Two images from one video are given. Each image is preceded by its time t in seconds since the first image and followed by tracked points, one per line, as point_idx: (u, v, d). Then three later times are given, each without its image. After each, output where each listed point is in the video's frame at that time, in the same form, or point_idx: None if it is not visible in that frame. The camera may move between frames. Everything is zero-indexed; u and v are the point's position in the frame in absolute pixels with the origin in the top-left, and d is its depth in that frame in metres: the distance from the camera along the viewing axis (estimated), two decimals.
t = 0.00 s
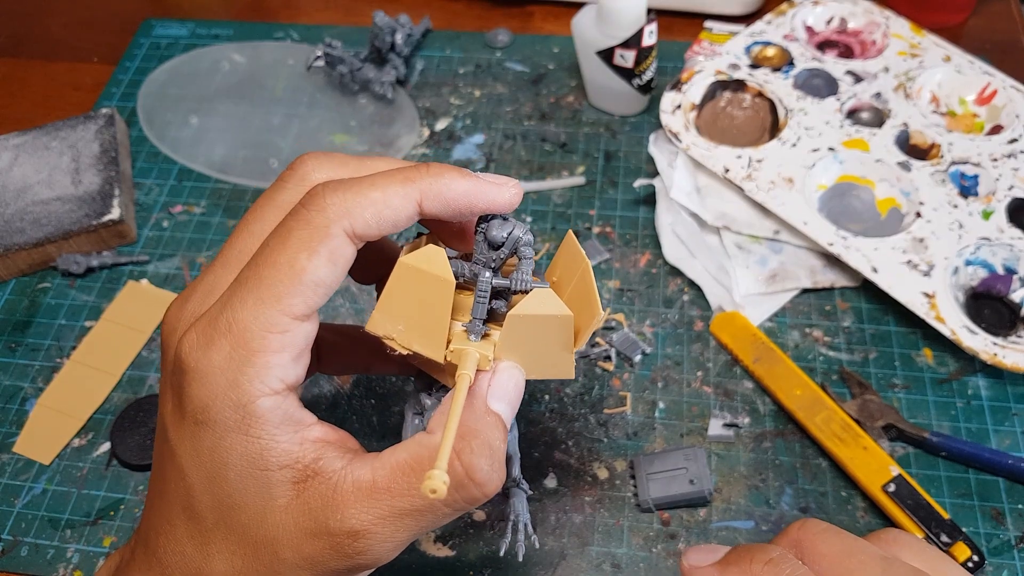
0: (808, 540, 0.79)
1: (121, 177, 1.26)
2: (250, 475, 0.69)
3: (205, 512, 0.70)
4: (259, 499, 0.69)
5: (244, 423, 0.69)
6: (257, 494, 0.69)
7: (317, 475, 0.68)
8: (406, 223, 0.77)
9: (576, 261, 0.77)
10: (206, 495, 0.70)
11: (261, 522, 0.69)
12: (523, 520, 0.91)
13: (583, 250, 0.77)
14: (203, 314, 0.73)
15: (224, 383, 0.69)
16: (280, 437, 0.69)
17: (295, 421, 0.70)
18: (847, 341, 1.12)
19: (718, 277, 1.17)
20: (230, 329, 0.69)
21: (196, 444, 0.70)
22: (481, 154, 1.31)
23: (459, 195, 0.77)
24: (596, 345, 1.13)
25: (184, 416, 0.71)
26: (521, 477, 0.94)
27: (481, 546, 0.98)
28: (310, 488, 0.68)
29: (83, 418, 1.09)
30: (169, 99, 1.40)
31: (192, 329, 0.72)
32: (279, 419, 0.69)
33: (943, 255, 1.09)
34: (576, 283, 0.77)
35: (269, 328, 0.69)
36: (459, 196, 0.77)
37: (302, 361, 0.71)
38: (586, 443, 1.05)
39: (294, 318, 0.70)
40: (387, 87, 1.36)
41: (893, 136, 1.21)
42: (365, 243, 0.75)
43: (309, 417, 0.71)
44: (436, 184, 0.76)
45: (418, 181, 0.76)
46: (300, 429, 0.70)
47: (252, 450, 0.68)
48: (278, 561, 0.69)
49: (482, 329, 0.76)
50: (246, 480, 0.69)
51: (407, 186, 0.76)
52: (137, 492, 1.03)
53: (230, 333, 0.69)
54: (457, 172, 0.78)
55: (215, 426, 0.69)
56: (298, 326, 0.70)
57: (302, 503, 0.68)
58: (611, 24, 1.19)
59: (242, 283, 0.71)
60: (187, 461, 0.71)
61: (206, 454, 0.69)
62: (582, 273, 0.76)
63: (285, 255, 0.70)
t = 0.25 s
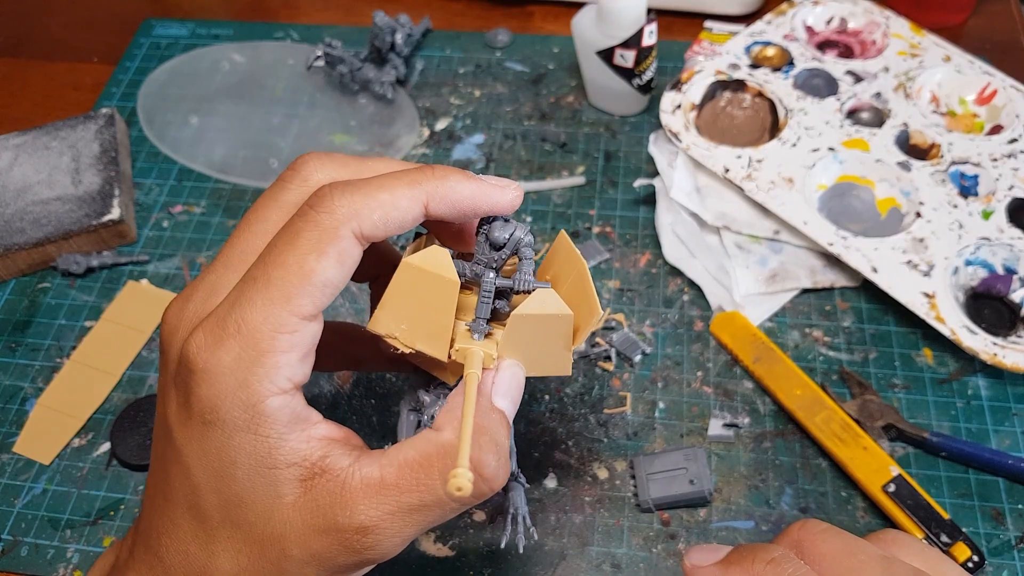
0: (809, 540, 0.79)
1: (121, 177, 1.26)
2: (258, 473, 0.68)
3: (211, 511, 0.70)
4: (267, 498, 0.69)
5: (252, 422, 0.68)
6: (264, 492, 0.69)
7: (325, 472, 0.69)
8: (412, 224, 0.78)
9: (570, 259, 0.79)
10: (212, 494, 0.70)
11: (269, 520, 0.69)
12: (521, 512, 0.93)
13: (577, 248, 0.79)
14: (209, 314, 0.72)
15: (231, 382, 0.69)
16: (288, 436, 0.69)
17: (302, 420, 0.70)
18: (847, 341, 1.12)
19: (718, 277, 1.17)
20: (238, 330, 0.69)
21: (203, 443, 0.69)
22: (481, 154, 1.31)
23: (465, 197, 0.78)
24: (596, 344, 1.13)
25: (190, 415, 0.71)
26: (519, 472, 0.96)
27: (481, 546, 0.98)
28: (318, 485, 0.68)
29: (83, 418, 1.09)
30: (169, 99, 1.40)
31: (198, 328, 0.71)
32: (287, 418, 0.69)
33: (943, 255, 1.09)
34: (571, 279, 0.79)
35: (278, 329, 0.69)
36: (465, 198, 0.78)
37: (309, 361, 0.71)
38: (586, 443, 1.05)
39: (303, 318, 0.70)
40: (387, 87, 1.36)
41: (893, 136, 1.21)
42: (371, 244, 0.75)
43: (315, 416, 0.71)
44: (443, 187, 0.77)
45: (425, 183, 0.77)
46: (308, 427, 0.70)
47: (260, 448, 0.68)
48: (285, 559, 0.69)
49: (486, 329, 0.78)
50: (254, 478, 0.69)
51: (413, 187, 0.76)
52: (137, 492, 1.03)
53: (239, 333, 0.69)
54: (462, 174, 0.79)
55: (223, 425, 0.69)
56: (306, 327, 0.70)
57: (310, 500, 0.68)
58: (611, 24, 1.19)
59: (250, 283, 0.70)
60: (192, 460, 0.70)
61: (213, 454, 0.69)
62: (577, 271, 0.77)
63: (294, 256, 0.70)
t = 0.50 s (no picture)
0: (809, 540, 0.79)
1: (121, 177, 1.26)
2: (265, 465, 0.68)
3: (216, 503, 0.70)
4: (273, 488, 0.68)
5: (258, 415, 0.68)
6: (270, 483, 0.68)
7: (332, 461, 0.69)
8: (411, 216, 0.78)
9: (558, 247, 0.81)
10: (217, 486, 0.69)
11: (275, 511, 0.69)
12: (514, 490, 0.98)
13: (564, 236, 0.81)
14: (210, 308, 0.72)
15: (237, 375, 0.68)
16: (294, 427, 0.69)
17: (307, 411, 0.70)
18: (847, 341, 1.12)
19: (718, 277, 1.17)
20: (243, 324, 0.69)
21: (208, 437, 0.69)
22: (481, 154, 1.31)
23: (464, 188, 0.78)
24: (596, 344, 1.13)
25: (193, 409, 0.70)
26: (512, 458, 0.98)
27: (481, 546, 0.98)
28: (325, 475, 0.68)
29: (83, 418, 1.09)
30: (169, 99, 1.40)
31: (200, 322, 0.71)
32: (293, 411, 0.69)
33: (943, 254, 1.09)
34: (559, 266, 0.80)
35: (284, 323, 0.69)
36: (464, 189, 0.79)
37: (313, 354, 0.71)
38: (586, 443, 1.05)
39: (307, 311, 0.70)
40: (387, 87, 1.36)
41: (893, 136, 1.21)
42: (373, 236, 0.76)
43: (318, 407, 0.71)
44: (441, 178, 0.78)
45: (424, 175, 0.77)
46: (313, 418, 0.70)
47: (266, 439, 0.68)
48: (293, 549, 0.69)
49: (483, 317, 0.78)
50: (260, 469, 0.68)
51: (413, 179, 0.76)
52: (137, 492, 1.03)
53: (245, 327, 0.69)
54: (459, 166, 0.79)
55: (229, 419, 0.69)
56: (310, 320, 0.70)
57: (317, 490, 0.68)
58: (611, 24, 1.19)
59: (254, 277, 0.70)
60: (196, 453, 0.70)
61: (218, 446, 0.69)
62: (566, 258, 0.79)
63: (298, 250, 0.70)
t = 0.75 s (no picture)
0: (807, 540, 0.79)
1: (121, 177, 1.26)
2: (263, 461, 0.69)
3: (214, 499, 0.70)
4: (272, 484, 0.69)
5: (256, 412, 0.69)
6: (269, 479, 0.69)
7: (330, 456, 0.69)
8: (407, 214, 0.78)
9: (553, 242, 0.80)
10: (215, 482, 0.70)
11: (274, 507, 0.69)
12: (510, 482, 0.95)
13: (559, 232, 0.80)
14: (208, 305, 0.71)
15: (235, 372, 0.69)
16: (292, 424, 0.69)
17: (305, 408, 0.70)
18: (847, 341, 1.12)
19: (718, 277, 1.17)
20: (241, 321, 0.69)
21: (206, 434, 0.69)
22: (481, 153, 1.31)
23: (459, 186, 0.79)
24: (596, 344, 1.13)
25: (191, 406, 0.70)
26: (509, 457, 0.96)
27: (481, 546, 0.98)
28: (323, 471, 0.69)
29: (82, 418, 1.09)
30: (169, 100, 1.40)
31: (197, 320, 0.70)
32: (291, 408, 0.69)
33: (943, 254, 1.09)
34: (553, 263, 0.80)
35: (282, 320, 0.69)
36: (459, 187, 0.79)
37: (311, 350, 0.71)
38: (586, 443, 1.05)
39: (305, 308, 0.70)
40: (387, 87, 1.36)
41: (893, 136, 1.21)
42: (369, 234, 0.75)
43: (316, 403, 0.71)
44: (437, 176, 0.77)
45: (420, 173, 0.77)
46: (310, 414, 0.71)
47: (264, 436, 0.69)
48: (291, 542, 0.70)
49: (480, 313, 0.78)
50: (259, 466, 0.69)
51: (410, 177, 0.76)
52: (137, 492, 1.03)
53: (242, 325, 0.69)
54: (455, 163, 0.79)
55: (227, 416, 0.69)
56: (308, 317, 0.70)
57: (315, 485, 0.69)
58: (611, 23, 1.19)
59: (252, 274, 0.70)
60: (195, 449, 0.70)
61: (216, 443, 0.69)
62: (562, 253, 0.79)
63: (296, 248, 0.70)
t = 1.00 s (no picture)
0: (807, 539, 0.79)
1: (121, 177, 1.26)
2: (262, 461, 0.69)
3: (214, 499, 0.70)
4: (271, 485, 0.69)
5: (256, 413, 0.69)
6: (268, 479, 0.69)
7: (330, 457, 0.70)
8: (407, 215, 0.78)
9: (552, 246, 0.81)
10: (215, 482, 0.70)
11: (273, 507, 0.69)
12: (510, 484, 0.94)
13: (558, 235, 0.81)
14: (207, 305, 0.71)
15: (235, 372, 0.69)
16: (292, 424, 0.69)
17: (304, 408, 0.70)
18: (847, 341, 1.12)
19: (718, 277, 1.17)
20: (241, 322, 0.69)
21: (207, 434, 0.69)
22: (481, 153, 1.31)
23: (458, 187, 0.79)
24: (596, 344, 1.13)
25: (191, 406, 0.70)
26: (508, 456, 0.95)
27: (481, 546, 0.98)
28: (322, 471, 0.69)
29: (82, 418, 1.09)
30: (169, 99, 1.40)
31: (197, 320, 0.71)
32: (290, 408, 0.69)
33: (943, 254, 1.09)
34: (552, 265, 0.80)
35: (281, 320, 0.69)
36: (458, 188, 0.79)
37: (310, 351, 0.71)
38: (586, 443, 1.05)
39: (304, 309, 0.70)
40: (387, 87, 1.36)
41: (893, 136, 1.21)
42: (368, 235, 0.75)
43: (315, 403, 0.71)
44: (437, 177, 0.77)
45: (420, 174, 0.77)
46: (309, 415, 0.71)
47: (264, 436, 0.69)
48: (290, 543, 0.70)
49: (479, 314, 0.77)
50: (258, 466, 0.69)
51: (409, 178, 0.76)
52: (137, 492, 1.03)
53: (242, 325, 0.69)
54: (454, 164, 0.79)
55: (226, 416, 0.69)
56: (307, 317, 0.70)
57: (315, 485, 0.69)
58: (611, 23, 1.20)
59: (252, 275, 0.70)
60: (194, 449, 0.70)
61: (215, 444, 0.69)
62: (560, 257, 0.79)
63: (295, 248, 0.70)
